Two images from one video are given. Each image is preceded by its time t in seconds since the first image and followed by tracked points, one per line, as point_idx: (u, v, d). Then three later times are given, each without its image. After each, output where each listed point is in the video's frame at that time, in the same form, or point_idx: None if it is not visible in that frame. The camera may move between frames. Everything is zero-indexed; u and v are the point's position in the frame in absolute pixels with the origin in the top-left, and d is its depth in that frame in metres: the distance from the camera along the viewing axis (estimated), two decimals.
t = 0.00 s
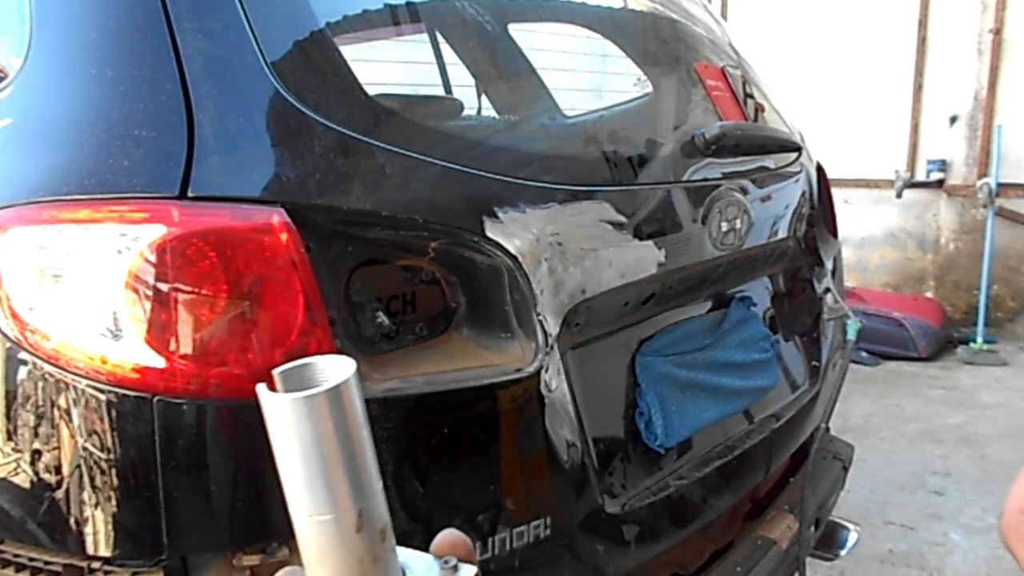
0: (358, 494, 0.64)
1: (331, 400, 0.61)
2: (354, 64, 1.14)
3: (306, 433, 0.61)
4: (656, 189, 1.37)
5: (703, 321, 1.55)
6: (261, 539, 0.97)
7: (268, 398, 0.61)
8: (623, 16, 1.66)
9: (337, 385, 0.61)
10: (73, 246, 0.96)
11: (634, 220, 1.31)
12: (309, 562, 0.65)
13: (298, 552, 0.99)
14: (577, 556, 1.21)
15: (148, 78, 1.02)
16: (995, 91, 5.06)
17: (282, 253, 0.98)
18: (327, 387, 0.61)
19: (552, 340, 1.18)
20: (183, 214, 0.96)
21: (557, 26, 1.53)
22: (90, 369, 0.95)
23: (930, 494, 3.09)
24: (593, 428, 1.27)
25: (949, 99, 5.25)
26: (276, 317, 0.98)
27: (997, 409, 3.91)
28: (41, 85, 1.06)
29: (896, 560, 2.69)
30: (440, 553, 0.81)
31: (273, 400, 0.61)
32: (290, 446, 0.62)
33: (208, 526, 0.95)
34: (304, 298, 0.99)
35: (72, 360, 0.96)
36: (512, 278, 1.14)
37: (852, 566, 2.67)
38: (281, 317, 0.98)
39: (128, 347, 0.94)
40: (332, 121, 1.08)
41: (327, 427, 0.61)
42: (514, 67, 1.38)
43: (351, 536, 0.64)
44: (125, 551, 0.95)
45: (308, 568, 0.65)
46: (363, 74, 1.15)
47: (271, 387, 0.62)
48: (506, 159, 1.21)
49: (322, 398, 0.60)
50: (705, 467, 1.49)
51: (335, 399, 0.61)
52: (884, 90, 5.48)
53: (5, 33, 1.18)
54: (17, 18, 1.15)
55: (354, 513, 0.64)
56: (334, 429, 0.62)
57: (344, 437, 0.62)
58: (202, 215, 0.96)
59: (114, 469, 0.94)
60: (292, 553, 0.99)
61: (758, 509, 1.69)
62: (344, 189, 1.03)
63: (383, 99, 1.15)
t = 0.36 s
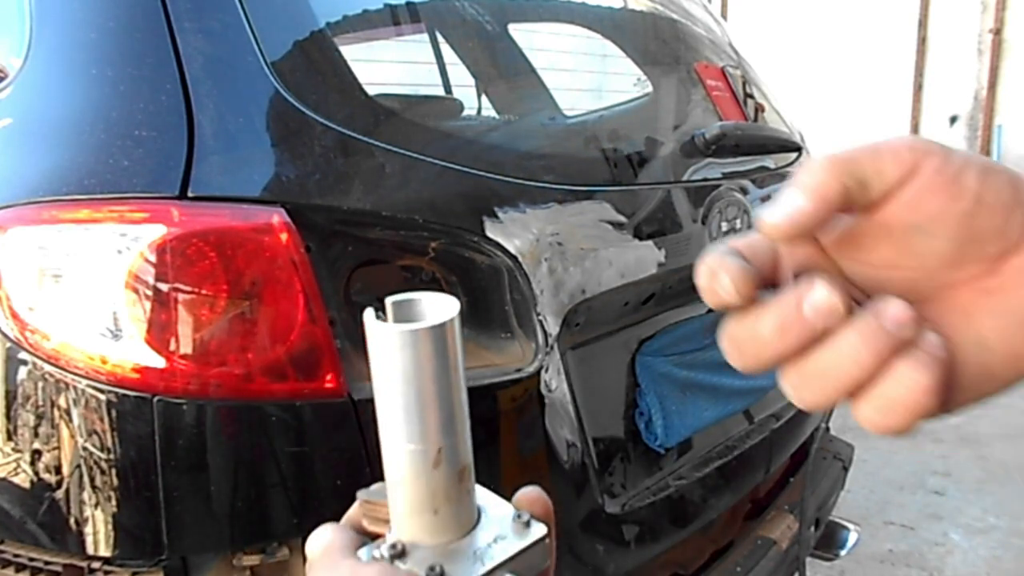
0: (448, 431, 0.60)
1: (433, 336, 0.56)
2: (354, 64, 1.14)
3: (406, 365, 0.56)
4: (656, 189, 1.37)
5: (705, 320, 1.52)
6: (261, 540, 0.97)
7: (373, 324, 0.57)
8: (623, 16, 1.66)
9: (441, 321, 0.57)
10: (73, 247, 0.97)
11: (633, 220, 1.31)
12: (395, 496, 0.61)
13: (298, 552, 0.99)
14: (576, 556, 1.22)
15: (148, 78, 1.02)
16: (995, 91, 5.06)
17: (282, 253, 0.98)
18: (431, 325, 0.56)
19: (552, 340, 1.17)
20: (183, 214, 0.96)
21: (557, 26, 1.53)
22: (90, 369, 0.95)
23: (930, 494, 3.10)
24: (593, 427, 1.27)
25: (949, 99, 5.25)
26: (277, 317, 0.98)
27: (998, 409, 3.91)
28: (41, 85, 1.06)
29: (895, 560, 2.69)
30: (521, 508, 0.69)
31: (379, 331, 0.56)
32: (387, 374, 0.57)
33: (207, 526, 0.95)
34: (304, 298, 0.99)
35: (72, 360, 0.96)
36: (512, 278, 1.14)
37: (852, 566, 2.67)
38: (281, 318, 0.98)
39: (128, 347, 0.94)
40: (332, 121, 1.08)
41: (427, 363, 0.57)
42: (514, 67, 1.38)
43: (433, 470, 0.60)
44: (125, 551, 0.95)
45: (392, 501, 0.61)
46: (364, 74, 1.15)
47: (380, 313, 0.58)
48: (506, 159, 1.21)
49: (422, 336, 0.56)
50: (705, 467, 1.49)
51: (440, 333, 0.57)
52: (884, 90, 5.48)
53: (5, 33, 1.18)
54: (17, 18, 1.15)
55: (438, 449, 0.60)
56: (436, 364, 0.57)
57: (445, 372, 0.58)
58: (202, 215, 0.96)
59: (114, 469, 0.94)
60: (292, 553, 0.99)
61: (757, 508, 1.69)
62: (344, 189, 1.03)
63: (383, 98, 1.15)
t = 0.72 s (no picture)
0: (471, 348, 0.62)
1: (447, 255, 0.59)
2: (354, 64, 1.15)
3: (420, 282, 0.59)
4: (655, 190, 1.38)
5: (703, 320, 1.53)
6: (261, 540, 0.97)
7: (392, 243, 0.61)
8: (623, 16, 1.66)
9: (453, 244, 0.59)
10: (73, 247, 0.97)
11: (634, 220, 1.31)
12: (422, 412, 0.63)
13: (298, 552, 0.99)
14: (578, 557, 1.22)
15: (148, 78, 1.02)
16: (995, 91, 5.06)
17: (281, 253, 0.98)
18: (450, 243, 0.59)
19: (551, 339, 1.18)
20: (183, 214, 0.96)
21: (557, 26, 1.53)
22: (90, 369, 0.95)
23: (930, 494, 3.10)
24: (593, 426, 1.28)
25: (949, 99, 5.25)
26: (277, 316, 0.98)
27: (998, 409, 3.92)
28: (41, 85, 1.06)
29: (896, 560, 2.69)
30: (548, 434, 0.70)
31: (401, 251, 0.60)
32: (409, 293, 0.60)
33: (207, 526, 0.95)
34: (304, 298, 0.99)
35: (71, 360, 0.96)
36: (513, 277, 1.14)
37: (852, 566, 2.67)
38: (280, 318, 0.98)
39: (128, 347, 0.94)
40: (332, 121, 1.08)
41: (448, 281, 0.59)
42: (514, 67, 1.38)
43: (453, 389, 0.62)
44: (125, 551, 0.95)
45: (418, 417, 0.64)
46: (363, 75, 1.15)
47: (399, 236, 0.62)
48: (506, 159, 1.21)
49: (441, 254, 0.59)
50: (705, 467, 1.49)
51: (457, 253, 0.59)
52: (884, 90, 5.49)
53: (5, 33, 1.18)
54: (17, 18, 1.15)
55: (455, 368, 0.61)
56: (456, 285, 0.60)
57: (462, 291, 0.60)
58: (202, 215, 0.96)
59: (114, 469, 0.94)
60: (292, 553, 0.99)
61: (758, 508, 1.71)
62: (344, 190, 1.02)
63: (383, 98, 1.15)
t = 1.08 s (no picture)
0: (463, 383, 0.66)
1: (449, 306, 0.61)
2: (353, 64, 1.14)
3: (419, 325, 0.62)
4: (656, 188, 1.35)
5: (703, 320, 1.53)
6: (261, 540, 0.97)
7: (397, 276, 0.62)
8: (623, 15, 1.66)
9: (460, 292, 0.61)
10: (73, 246, 0.97)
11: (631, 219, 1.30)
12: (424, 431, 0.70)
13: (298, 552, 0.99)
14: (577, 556, 1.22)
15: (148, 78, 1.02)
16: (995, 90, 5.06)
17: (281, 252, 0.98)
18: (449, 292, 0.61)
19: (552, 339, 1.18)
20: (183, 214, 0.96)
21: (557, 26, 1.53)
22: (90, 369, 0.95)
23: (930, 494, 3.09)
24: (593, 428, 1.27)
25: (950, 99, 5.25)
26: (276, 317, 0.98)
27: (998, 409, 3.92)
28: (41, 85, 1.06)
29: (896, 560, 2.69)
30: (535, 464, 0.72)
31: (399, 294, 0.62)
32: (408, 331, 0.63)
33: (207, 526, 0.95)
34: (303, 297, 0.98)
35: (72, 360, 0.96)
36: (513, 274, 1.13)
37: (852, 566, 2.67)
38: (280, 317, 0.98)
39: (128, 347, 0.94)
40: (332, 121, 1.08)
41: (441, 328, 0.62)
42: (514, 67, 1.38)
43: (448, 423, 0.68)
44: (125, 551, 0.95)
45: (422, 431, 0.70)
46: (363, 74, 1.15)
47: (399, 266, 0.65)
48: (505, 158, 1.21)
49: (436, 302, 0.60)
50: (705, 467, 1.49)
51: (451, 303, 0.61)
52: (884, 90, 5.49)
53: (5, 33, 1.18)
54: (17, 18, 1.15)
55: (449, 408, 0.67)
56: (451, 329, 0.62)
57: (463, 335, 0.63)
58: (202, 215, 0.96)
59: (114, 469, 0.94)
60: (292, 553, 0.99)
61: (758, 508, 1.70)
62: (344, 189, 1.01)
63: (382, 98, 1.15)
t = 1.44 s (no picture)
0: (405, 322, 0.68)
1: (392, 268, 0.62)
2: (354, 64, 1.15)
3: (360, 280, 0.63)
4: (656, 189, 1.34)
5: (703, 320, 1.53)
6: (261, 540, 0.97)
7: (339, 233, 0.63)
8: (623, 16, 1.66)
9: (403, 260, 0.62)
10: (73, 246, 0.97)
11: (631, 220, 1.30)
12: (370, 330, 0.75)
13: (298, 552, 0.99)
14: (577, 557, 1.22)
15: (148, 78, 1.02)
16: (995, 91, 5.07)
17: (282, 252, 0.98)
18: (393, 258, 0.62)
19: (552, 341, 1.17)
20: (183, 214, 0.96)
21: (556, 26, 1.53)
22: (90, 369, 0.95)
23: (930, 494, 3.09)
24: (593, 428, 1.27)
25: (950, 99, 5.26)
26: (276, 316, 0.98)
27: (998, 409, 3.91)
28: (40, 85, 1.06)
29: (896, 560, 2.69)
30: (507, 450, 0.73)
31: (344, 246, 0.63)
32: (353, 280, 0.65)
33: (207, 526, 0.95)
34: (303, 297, 0.99)
35: (71, 360, 0.96)
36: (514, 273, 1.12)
37: (852, 566, 2.67)
38: (280, 317, 0.98)
39: (128, 347, 0.94)
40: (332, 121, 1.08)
41: (382, 284, 0.63)
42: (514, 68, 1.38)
43: (387, 338, 0.72)
44: (125, 551, 0.95)
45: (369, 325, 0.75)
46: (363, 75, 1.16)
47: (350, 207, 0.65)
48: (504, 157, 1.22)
49: (378, 266, 0.62)
50: (705, 467, 1.49)
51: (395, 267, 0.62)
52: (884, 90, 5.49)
53: (5, 33, 1.18)
54: (17, 18, 1.15)
55: (387, 330, 0.70)
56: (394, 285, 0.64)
57: (407, 289, 0.65)
58: (202, 215, 0.96)
59: (113, 470, 0.94)
60: (292, 553, 0.99)
61: (758, 508, 1.70)
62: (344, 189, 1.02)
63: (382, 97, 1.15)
